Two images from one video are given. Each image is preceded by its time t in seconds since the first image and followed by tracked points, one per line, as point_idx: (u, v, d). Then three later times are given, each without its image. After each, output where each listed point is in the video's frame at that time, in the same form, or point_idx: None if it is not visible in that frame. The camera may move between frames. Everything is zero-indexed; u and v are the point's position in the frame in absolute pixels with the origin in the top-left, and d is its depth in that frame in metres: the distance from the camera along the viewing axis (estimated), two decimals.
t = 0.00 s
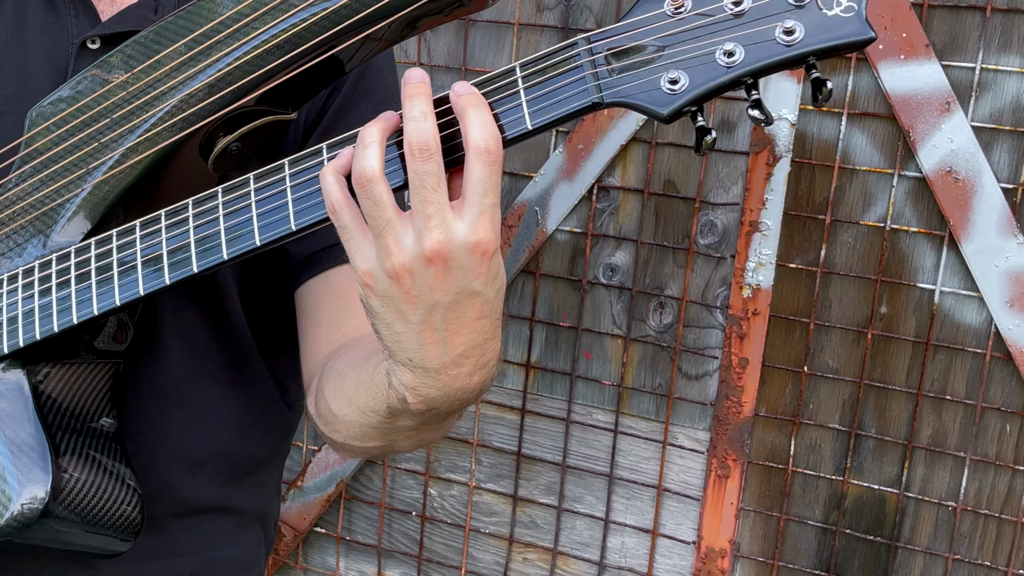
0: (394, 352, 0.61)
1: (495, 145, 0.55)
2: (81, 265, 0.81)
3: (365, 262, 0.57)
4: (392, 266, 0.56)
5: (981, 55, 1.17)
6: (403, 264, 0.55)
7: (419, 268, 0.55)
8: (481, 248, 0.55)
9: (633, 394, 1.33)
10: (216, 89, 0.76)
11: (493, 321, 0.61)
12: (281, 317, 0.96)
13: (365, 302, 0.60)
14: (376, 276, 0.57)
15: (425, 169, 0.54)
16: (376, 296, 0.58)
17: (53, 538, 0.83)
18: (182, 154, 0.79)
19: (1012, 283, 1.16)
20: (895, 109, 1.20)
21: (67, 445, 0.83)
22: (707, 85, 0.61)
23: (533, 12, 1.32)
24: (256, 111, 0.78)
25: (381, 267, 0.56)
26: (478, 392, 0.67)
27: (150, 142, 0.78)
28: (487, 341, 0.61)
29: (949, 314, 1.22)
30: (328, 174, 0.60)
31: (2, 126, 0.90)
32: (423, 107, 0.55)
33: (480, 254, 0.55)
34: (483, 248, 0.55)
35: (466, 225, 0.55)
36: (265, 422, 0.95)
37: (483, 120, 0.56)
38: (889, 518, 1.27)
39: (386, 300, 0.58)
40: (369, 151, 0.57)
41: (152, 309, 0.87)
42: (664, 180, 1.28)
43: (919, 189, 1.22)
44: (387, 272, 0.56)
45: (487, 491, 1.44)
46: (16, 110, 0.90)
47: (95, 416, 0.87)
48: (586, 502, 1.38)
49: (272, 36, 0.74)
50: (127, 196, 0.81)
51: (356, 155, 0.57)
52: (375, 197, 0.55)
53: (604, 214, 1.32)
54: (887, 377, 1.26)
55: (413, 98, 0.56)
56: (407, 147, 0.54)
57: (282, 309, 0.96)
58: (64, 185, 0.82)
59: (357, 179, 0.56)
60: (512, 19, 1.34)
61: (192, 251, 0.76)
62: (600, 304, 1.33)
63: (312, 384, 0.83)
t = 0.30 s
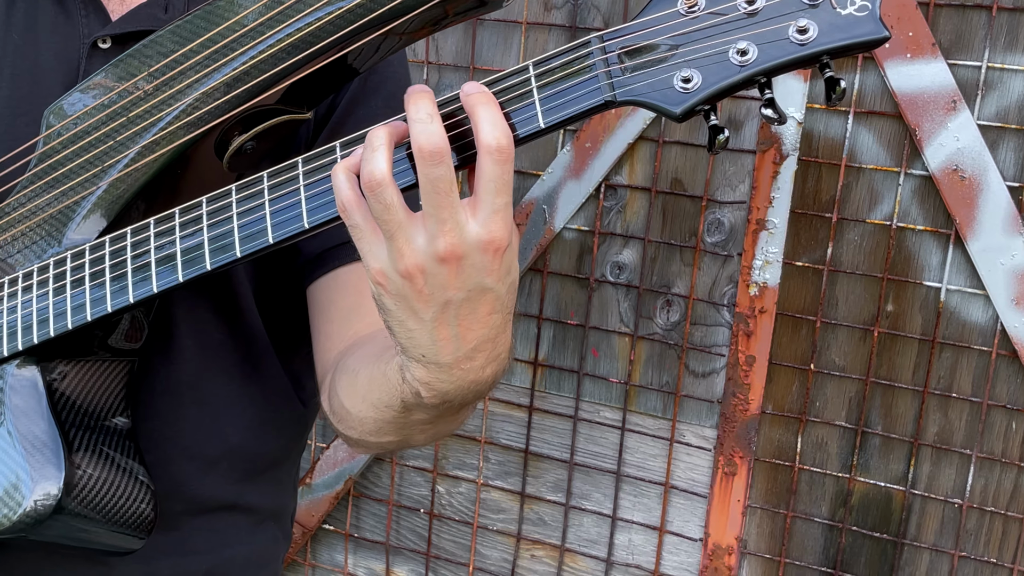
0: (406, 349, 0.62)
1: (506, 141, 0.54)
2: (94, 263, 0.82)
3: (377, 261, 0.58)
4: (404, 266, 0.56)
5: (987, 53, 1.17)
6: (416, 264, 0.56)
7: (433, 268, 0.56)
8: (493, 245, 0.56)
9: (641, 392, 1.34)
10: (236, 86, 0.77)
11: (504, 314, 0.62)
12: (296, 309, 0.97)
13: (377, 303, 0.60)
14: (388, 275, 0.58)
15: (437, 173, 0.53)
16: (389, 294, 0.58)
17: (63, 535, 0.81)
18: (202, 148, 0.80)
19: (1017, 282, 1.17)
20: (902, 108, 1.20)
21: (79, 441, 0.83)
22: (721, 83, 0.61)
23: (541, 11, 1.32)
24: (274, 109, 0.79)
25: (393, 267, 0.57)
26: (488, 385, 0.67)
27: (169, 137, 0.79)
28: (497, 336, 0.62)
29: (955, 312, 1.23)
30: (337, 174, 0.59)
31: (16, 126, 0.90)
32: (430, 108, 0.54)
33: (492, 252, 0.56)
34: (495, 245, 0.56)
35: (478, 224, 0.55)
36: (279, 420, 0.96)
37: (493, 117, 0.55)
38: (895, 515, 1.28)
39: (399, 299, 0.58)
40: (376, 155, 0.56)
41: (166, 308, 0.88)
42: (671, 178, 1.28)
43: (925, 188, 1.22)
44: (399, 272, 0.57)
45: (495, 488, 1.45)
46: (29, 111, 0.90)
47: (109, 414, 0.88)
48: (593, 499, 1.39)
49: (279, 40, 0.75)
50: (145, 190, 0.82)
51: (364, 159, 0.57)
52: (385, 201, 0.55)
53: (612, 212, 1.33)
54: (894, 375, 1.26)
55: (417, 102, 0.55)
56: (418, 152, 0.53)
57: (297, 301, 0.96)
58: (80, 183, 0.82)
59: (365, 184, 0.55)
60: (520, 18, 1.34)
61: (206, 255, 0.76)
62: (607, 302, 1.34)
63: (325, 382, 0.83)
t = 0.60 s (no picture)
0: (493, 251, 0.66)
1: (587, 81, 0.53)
2: (98, 259, 0.81)
3: (502, 199, 0.58)
4: (538, 202, 0.58)
5: (993, 52, 1.18)
6: (549, 195, 0.58)
7: (563, 195, 0.58)
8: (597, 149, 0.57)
9: (648, 389, 1.34)
10: (232, 83, 0.76)
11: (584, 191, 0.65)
12: (322, 300, 1.00)
13: (489, 231, 0.62)
14: (512, 207, 0.58)
15: (541, 118, 0.53)
16: (510, 222, 0.60)
17: (74, 533, 0.84)
18: (200, 150, 0.79)
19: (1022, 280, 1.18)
20: (908, 107, 1.21)
21: (87, 442, 0.84)
22: (719, 74, 0.57)
23: (548, 10, 1.33)
24: (278, 104, 0.77)
25: (522, 203, 0.58)
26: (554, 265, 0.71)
27: (168, 136, 0.78)
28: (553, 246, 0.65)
29: (961, 309, 1.23)
30: (448, 105, 0.56)
31: (29, 126, 0.91)
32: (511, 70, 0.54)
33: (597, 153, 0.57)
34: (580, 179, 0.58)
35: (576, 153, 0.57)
36: (291, 417, 0.98)
37: (578, 82, 0.53)
38: (901, 512, 1.28)
39: (521, 223, 0.60)
40: (484, 106, 0.54)
41: (177, 304, 0.89)
42: (678, 177, 1.29)
43: (931, 186, 1.22)
44: (529, 207, 0.58)
45: (502, 485, 1.45)
46: (41, 111, 0.91)
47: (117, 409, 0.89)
48: (601, 496, 1.39)
49: (276, 35, 0.74)
50: (151, 185, 0.81)
51: (471, 112, 0.54)
52: (506, 150, 0.54)
53: (619, 211, 1.33)
54: (900, 373, 1.27)
55: (511, 73, 0.53)
56: (514, 107, 0.53)
57: (324, 291, 0.99)
58: (84, 182, 0.83)
59: (484, 147, 0.54)
60: (527, 17, 1.35)
61: (207, 245, 0.75)
62: (614, 300, 1.34)
63: (384, 367, 0.87)
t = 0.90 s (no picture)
0: (508, 253, 0.66)
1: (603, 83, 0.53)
2: (118, 260, 0.81)
3: (519, 200, 0.58)
4: (556, 202, 0.58)
5: (998, 51, 1.18)
6: (566, 195, 0.58)
7: (580, 193, 0.58)
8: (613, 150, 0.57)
9: (655, 387, 1.35)
10: (253, 84, 0.76)
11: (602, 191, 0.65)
12: (335, 301, 1.00)
13: (506, 231, 0.62)
14: (530, 207, 0.59)
15: (555, 121, 0.53)
16: (528, 221, 0.60)
17: (90, 531, 0.84)
18: (218, 150, 0.79)
19: None
20: (914, 105, 1.21)
21: (104, 439, 0.84)
22: (740, 75, 0.57)
23: (556, 9, 1.33)
24: (295, 106, 0.78)
25: (540, 204, 0.58)
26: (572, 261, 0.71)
27: (188, 137, 0.78)
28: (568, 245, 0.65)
29: (967, 308, 1.23)
30: (468, 105, 0.56)
31: (42, 126, 0.91)
32: (528, 72, 0.54)
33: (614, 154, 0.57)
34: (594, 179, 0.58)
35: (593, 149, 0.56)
36: (303, 416, 0.98)
37: (592, 84, 0.53)
38: (908, 509, 1.29)
39: (539, 223, 0.60)
40: (501, 107, 0.54)
41: (193, 303, 0.89)
42: (685, 175, 1.29)
43: (937, 184, 1.23)
44: (547, 208, 0.58)
45: (510, 483, 1.46)
46: (55, 111, 0.91)
47: (131, 406, 0.89)
48: (608, 494, 1.40)
49: (297, 37, 0.75)
50: (170, 185, 0.81)
51: (488, 114, 0.54)
52: (522, 151, 0.54)
53: (626, 209, 1.34)
54: (906, 370, 1.27)
55: (528, 76, 0.53)
56: (528, 110, 0.52)
57: (336, 293, 1.00)
58: (102, 182, 0.83)
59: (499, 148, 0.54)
60: (535, 16, 1.35)
61: (228, 244, 0.75)
62: (622, 298, 1.35)
63: (401, 368, 0.88)
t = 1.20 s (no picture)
0: (526, 255, 0.67)
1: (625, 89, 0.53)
2: (137, 259, 0.81)
3: (541, 201, 0.59)
4: (577, 203, 0.58)
5: (1004, 50, 1.19)
6: (588, 195, 0.58)
7: (600, 195, 0.59)
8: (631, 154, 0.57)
9: (662, 384, 1.35)
10: (274, 85, 0.76)
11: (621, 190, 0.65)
12: (344, 298, 1.01)
13: (525, 231, 0.63)
14: (552, 208, 0.59)
15: (577, 123, 0.53)
16: (548, 222, 0.61)
17: (106, 526, 0.84)
18: (236, 150, 0.80)
19: None
20: (920, 104, 1.22)
21: (122, 436, 0.85)
22: (761, 80, 0.58)
23: (564, 9, 1.34)
24: (314, 106, 0.78)
25: (562, 205, 0.59)
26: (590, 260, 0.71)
27: (208, 136, 0.79)
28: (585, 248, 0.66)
29: (973, 306, 1.24)
30: (490, 108, 0.56)
31: (56, 124, 0.91)
32: (551, 76, 0.54)
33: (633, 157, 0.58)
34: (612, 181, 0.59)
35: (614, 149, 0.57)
36: (315, 413, 0.98)
37: (615, 88, 0.53)
38: (914, 507, 1.29)
39: (559, 225, 0.61)
40: (524, 110, 0.54)
41: (207, 302, 0.90)
42: (692, 174, 1.30)
43: (943, 184, 1.24)
44: (568, 209, 0.59)
45: (518, 480, 1.46)
46: (69, 109, 0.92)
47: (145, 403, 0.89)
48: (615, 491, 1.40)
49: (319, 37, 0.75)
50: (184, 189, 0.82)
51: (511, 117, 0.55)
52: (544, 152, 0.55)
53: (633, 207, 1.34)
54: (912, 368, 1.28)
55: (550, 81, 0.53)
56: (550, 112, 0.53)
57: (345, 288, 1.00)
58: (121, 180, 0.83)
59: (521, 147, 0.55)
60: (544, 16, 1.36)
61: (251, 246, 0.76)
62: (629, 296, 1.35)
63: (413, 366, 0.88)
